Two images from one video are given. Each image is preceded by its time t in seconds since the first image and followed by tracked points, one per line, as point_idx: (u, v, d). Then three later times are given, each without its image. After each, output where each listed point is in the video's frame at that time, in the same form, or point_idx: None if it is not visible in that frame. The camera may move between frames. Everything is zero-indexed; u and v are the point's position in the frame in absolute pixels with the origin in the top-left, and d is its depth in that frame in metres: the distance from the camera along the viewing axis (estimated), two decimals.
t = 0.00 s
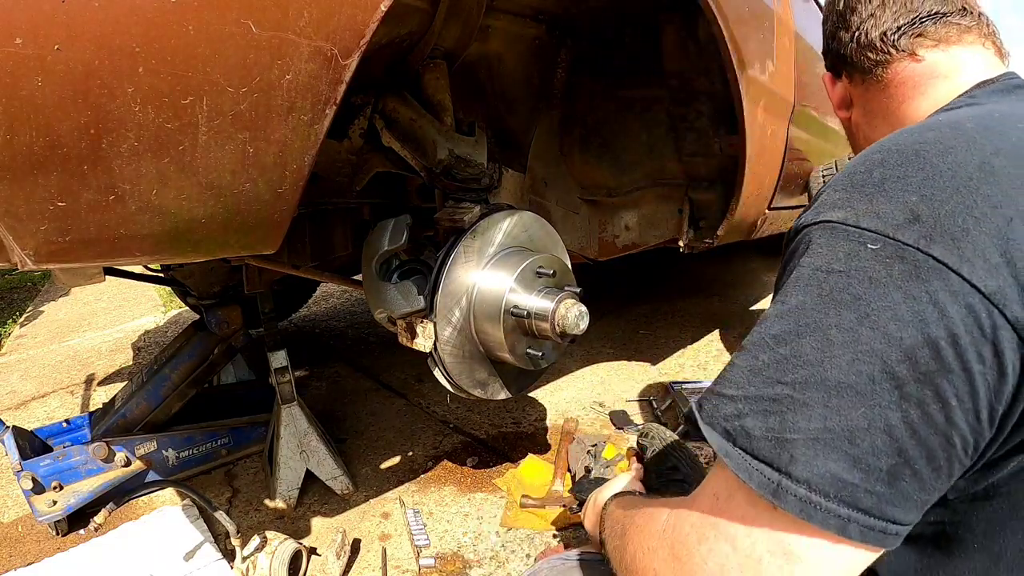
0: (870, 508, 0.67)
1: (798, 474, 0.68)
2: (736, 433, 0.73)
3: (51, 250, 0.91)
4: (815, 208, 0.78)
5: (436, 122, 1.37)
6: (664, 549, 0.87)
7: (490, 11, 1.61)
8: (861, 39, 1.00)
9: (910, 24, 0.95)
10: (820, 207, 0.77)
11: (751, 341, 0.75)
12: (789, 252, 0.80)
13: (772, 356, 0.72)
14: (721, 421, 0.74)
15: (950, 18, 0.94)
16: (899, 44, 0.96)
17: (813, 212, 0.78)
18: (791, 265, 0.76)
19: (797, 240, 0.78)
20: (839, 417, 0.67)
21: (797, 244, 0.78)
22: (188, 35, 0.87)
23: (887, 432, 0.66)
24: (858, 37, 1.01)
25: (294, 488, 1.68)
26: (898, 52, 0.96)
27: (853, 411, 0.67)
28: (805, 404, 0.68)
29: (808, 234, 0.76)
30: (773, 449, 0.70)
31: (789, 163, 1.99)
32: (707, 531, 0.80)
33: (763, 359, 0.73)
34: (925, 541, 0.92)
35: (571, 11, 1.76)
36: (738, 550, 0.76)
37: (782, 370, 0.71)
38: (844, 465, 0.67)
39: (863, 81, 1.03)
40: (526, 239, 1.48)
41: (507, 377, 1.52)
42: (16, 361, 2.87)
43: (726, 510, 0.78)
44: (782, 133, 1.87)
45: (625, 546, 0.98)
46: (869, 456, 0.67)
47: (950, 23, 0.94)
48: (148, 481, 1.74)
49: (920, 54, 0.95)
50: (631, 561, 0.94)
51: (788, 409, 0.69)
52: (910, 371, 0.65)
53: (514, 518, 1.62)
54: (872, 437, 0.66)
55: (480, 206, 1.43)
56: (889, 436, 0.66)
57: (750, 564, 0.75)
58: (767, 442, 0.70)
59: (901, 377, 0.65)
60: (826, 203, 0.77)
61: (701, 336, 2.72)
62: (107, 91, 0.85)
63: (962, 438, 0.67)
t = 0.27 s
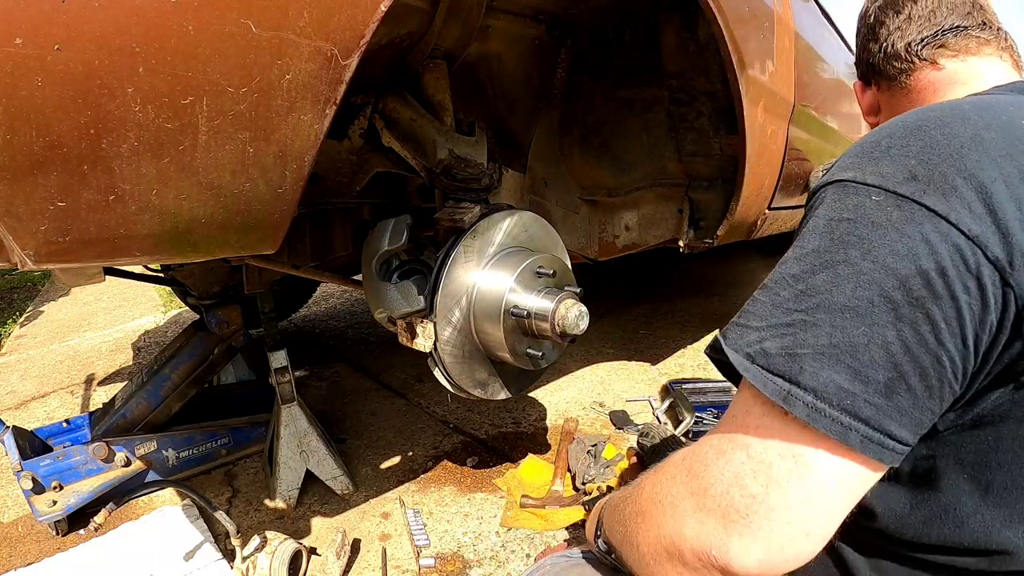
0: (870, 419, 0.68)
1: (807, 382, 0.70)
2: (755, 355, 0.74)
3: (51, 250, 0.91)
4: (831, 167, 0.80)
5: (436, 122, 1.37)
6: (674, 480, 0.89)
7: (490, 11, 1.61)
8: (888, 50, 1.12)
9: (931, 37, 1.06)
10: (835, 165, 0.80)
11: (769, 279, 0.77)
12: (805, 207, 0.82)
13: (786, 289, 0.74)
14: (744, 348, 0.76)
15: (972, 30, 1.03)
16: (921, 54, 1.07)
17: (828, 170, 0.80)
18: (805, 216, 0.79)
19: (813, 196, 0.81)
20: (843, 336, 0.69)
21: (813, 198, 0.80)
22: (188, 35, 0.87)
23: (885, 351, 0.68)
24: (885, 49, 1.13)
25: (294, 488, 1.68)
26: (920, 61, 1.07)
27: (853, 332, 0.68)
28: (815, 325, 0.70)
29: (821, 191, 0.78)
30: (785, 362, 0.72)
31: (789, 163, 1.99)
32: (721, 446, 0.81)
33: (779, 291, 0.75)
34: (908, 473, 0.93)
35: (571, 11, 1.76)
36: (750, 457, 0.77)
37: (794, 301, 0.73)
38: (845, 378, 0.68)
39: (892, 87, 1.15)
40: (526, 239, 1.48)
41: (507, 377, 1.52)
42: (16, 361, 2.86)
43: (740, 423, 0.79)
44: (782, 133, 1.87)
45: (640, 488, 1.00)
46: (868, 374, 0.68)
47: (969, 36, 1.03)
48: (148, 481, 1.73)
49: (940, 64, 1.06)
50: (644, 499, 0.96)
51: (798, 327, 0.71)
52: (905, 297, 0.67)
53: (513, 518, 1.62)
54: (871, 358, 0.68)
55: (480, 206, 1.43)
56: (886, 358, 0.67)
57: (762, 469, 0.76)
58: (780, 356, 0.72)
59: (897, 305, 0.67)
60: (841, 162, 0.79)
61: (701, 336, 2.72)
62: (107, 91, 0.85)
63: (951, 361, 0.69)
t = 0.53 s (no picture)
0: (884, 349, 0.69)
1: (826, 312, 0.71)
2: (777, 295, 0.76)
3: (51, 250, 0.91)
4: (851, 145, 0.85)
5: (436, 122, 1.37)
6: (691, 432, 0.89)
7: (490, 11, 1.61)
8: (906, 63, 1.23)
9: (947, 52, 1.16)
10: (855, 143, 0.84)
11: (792, 234, 0.80)
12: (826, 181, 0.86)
13: (807, 238, 0.77)
14: (767, 291, 0.77)
15: (983, 48, 1.14)
16: (938, 66, 1.17)
17: (849, 147, 0.85)
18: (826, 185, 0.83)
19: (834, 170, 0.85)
20: (857, 271, 0.71)
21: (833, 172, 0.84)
22: (188, 35, 0.87)
23: (899, 285, 0.69)
24: (904, 61, 1.24)
25: (294, 488, 1.68)
26: (937, 73, 1.17)
27: (870, 266, 0.70)
28: (834, 261, 0.72)
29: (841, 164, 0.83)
30: (805, 297, 0.73)
31: (789, 163, 1.99)
32: (738, 389, 0.83)
33: (801, 241, 0.77)
34: (920, 427, 0.90)
35: (571, 11, 1.76)
36: (766, 394, 0.78)
37: (815, 247, 0.75)
38: (861, 308, 0.70)
39: (909, 96, 1.27)
40: (526, 239, 1.48)
41: (507, 377, 1.52)
42: (16, 361, 2.87)
43: (757, 366, 0.81)
44: (782, 133, 1.87)
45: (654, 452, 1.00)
46: (883, 305, 0.69)
47: (982, 55, 1.14)
48: (148, 481, 1.73)
49: (955, 75, 1.15)
50: (659, 457, 0.96)
51: (818, 266, 0.73)
52: (918, 236, 0.69)
53: (514, 518, 1.62)
54: (886, 290, 0.69)
55: (480, 206, 1.43)
56: (900, 292, 0.69)
57: (779, 404, 0.77)
58: (800, 292, 0.73)
59: (909, 244, 0.70)
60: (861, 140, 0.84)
61: (701, 336, 2.71)
62: (107, 91, 0.85)
63: (960, 303, 0.70)
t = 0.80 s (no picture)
0: (891, 333, 0.69)
1: (834, 298, 0.71)
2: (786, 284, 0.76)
3: (51, 250, 0.91)
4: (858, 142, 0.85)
5: (436, 122, 1.37)
6: (702, 418, 0.89)
7: (490, 11, 1.61)
8: (912, 70, 1.23)
9: (952, 59, 1.16)
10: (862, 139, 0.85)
11: (801, 227, 0.80)
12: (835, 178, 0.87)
13: (814, 229, 0.77)
14: (776, 281, 0.77)
15: (987, 56, 1.15)
16: (942, 73, 1.17)
17: (857, 143, 0.85)
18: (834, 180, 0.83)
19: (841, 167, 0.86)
20: (864, 259, 0.71)
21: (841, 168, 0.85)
22: (188, 35, 0.87)
23: (904, 272, 0.69)
24: (909, 68, 1.24)
25: (294, 488, 1.68)
26: (942, 79, 1.17)
27: (876, 254, 0.70)
28: (841, 250, 0.73)
29: (848, 160, 0.83)
30: (813, 284, 0.73)
31: (789, 163, 1.99)
32: (748, 375, 0.83)
33: (810, 232, 0.78)
34: (925, 413, 0.89)
35: (571, 11, 1.77)
36: (776, 378, 0.79)
37: (822, 237, 0.75)
38: (868, 294, 0.70)
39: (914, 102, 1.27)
40: (526, 239, 1.48)
41: (507, 377, 1.52)
42: (16, 361, 2.87)
43: (766, 353, 0.81)
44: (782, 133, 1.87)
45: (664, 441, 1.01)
46: (888, 291, 0.69)
47: (986, 63, 1.14)
48: (148, 481, 1.74)
49: (959, 81, 1.15)
50: (668, 446, 0.97)
51: (826, 255, 0.74)
52: (922, 225, 0.70)
53: (514, 518, 1.62)
54: (891, 277, 0.70)
55: (480, 206, 1.43)
56: (905, 278, 0.69)
57: (787, 388, 0.77)
58: (809, 280, 0.74)
59: (914, 233, 0.70)
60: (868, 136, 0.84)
61: (701, 336, 2.71)
62: (107, 91, 0.85)
63: (965, 290, 0.70)
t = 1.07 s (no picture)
0: (884, 336, 0.69)
1: (827, 301, 0.71)
2: (781, 287, 0.76)
3: (51, 250, 0.91)
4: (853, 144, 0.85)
5: (436, 122, 1.37)
6: (699, 421, 0.89)
7: (490, 11, 1.61)
8: (911, 71, 1.23)
9: (949, 60, 1.16)
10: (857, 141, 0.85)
11: (796, 229, 0.80)
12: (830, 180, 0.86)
13: (809, 232, 0.77)
14: (771, 284, 0.78)
15: (984, 57, 1.14)
16: (939, 74, 1.18)
17: (852, 145, 0.85)
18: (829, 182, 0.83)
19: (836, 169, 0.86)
20: (857, 262, 0.71)
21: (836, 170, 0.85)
22: (188, 35, 0.87)
23: (897, 275, 0.69)
24: (907, 69, 1.24)
25: (294, 488, 1.68)
26: (939, 80, 1.17)
27: (869, 258, 0.70)
28: (834, 253, 0.73)
29: (843, 162, 0.83)
30: (807, 287, 0.73)
31: (789, 163, 1.99)
32: (744, 378, 0.83)
33: (804, 235, 0.78)
34: (921, 414, 0.89)
35: (571, 11, 1.77)
36: (772, 382, 0.79)
37: (816, 240, 0.75)
38: (862, 297, 0.70)
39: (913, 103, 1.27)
40: (526, 239, 1.48)
41: (507, 377, 1.52)
42: (16, 361, 2.87)
43: (763, 355, 0.81)
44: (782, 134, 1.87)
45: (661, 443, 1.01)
46: (882, 295, 0.70)
47: (984, 64, 1.14)
48: (148, 481, 1.74)
49: (958, 82, 1.15)
50: (665, 449, 0.96)
51: (820, 258, 0.74)
52: (915, 228, 0.70)
53: (514, 518, 1.62)
54: (884, 280, 0.70)
55: (480, 206, 1.43)
56: (898, 281, 0.69)
57: (783, 392, 0.77)
58: (803, 283, 0.74)
59: (907, 237, 0.70)
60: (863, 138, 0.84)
61: (701, 336, 2.71)
62: (107, 91, 0.85)
63: (959, 293, 0.70)
